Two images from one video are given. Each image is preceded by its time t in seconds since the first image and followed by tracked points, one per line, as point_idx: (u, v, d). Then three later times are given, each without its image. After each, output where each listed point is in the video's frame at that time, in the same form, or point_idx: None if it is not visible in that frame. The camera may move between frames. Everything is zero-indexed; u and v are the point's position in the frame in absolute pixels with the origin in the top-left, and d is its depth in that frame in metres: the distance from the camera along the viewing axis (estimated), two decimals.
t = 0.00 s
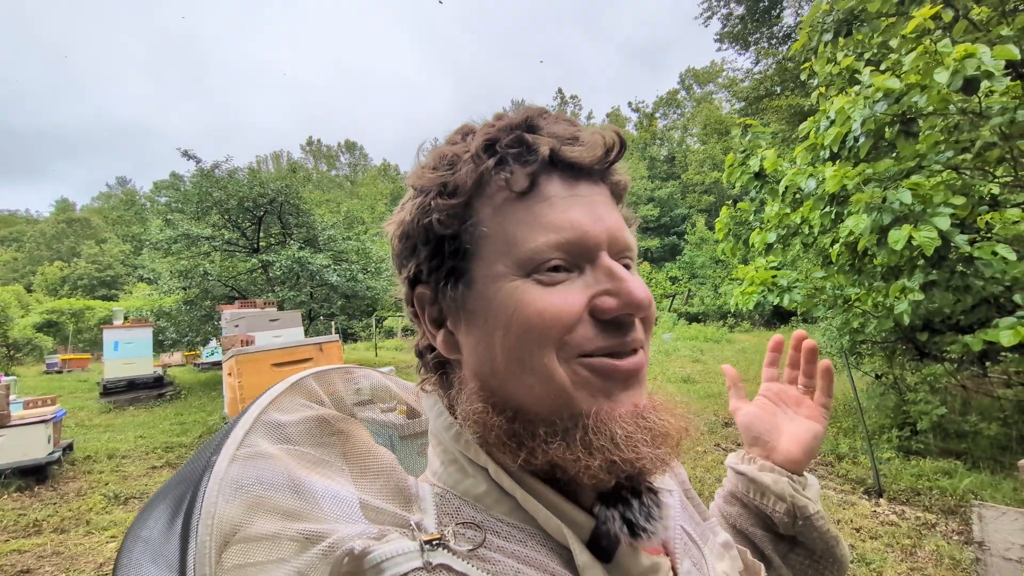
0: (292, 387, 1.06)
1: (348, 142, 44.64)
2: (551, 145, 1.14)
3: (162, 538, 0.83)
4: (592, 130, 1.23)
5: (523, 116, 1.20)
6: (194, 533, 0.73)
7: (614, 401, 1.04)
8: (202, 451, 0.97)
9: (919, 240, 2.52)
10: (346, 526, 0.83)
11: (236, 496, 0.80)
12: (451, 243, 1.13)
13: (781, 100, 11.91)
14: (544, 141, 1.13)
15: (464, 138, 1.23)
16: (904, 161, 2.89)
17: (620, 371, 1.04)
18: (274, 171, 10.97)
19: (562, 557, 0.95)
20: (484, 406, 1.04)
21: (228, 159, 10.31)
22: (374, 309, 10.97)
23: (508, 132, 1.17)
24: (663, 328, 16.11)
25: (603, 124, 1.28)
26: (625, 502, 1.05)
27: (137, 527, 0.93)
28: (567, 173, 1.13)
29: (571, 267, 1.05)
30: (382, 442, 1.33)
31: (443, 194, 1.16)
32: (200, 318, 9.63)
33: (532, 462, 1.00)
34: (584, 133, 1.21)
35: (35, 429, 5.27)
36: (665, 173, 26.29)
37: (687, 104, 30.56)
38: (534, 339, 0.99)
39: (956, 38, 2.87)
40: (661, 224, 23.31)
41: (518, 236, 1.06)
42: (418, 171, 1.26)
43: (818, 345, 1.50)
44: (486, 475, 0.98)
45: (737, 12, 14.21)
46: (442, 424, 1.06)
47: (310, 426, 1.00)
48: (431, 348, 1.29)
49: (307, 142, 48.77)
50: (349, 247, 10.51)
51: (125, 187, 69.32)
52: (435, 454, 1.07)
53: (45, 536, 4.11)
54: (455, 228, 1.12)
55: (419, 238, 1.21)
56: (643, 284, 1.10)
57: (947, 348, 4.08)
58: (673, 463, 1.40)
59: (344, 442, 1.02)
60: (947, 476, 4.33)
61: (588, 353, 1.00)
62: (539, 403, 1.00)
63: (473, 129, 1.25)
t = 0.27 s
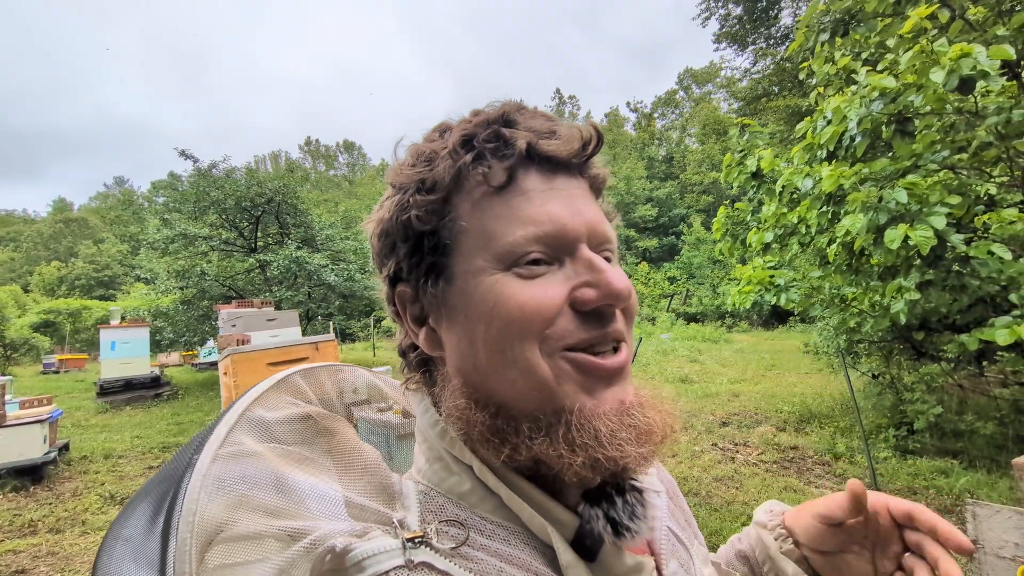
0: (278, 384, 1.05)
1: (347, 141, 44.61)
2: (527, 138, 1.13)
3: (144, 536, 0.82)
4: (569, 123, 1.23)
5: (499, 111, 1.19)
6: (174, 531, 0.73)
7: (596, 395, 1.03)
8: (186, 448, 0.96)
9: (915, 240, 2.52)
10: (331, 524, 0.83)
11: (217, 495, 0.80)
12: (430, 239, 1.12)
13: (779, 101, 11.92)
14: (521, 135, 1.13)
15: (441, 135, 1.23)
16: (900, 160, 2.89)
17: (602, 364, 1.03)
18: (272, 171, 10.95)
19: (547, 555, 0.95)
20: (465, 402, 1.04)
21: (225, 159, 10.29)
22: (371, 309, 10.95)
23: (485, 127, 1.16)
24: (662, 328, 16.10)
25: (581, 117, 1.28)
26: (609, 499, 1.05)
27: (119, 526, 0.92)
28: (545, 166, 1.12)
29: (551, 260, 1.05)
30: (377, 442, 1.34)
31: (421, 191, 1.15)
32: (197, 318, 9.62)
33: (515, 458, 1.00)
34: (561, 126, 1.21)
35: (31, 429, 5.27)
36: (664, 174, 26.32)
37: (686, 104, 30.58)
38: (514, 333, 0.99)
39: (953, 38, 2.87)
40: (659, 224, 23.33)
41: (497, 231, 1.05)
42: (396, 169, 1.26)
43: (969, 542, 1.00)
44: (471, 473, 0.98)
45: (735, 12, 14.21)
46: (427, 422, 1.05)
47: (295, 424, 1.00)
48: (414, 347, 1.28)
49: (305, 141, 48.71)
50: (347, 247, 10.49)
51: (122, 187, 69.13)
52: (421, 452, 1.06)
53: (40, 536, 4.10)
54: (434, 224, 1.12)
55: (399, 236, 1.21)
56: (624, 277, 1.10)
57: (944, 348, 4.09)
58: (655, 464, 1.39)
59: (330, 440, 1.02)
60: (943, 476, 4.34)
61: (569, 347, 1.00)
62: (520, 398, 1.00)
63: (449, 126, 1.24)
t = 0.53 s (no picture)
0: (286, 384, 1.06)
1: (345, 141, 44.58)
2: (533, 135, 1.13)
3: (154, 535, 0.83)
4: (574, 121, 1.23)
5: (504, 109, 1.20)
6: (184, 531, 0.73)
7: (603, 392, 1.03)
8: (194, 447, 0.96)
9: (914, 240, 2.53)
10: (339, 524, 0.83)
11: (226, 495, 0.81)
12: (436, 238, 1.13)
13: (778, 101, 11.93)
14: (526, 132, 1.13)
15: (447, 134, 1.23)
16: (899, 161, 2.90)
17: (610, 361, 1.04)
18: (271, 171, 10.95)
19: (556, 556, 0.95)
20: (473, 401, 1.04)
21: (224, 159, 10.28)
22: (371, 309, 10.95)
23: (490, 125, 1.17)
24: (660, 328, 16.12)
25: (585, 114, 1.28)
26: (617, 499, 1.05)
27: (129, 524, 0.93)
28: (550, 163, 1.13)
29: (558, 257, 1.05)
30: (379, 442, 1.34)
31: (427, 189, 1.16)
32: (196, 318, 9.61)
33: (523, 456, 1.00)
34: (566, 124, 1.21)
35: (30, 429, 5.26)
36: (662, 174, 26.35)
37: (685, 104, 30.59)
38: (522, 331, 0.99)
39: (952, 39, 2.88)
40: (658, 223, 23.35)
41: (504, 229, 1.06)
42: (402, 167, 1.26)
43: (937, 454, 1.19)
44: (479, 474, 0.98)
45: (734, 12, 14.21)
46: (435, 422, 1.05)
47: (303, 424, 1.00)
48: (421, 345, 1.29)
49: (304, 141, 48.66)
50: (347, 247, 10.48)
51: (121, 187, 69.00)
52: (429, 452, 1.06)
53: (40, 537, 4.09)
54: (440, 222, 1.12)
55: (405, 234, 1.21)
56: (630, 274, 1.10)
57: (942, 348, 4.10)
58: (662, 462, 1.39)
59: (337, 440, 1.02)
60: (942, 475, 4.35)
61: (576, 344, 1.00)
62: (528, 395, 1.00)
63: (454, 124, 1.25)
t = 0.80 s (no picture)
0: (289, 383, 1.07)
1: (344, 142, 44.60)
2: (528, 134, 1.13)
3: (157, 533, 0.83)
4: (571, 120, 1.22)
5: (501, 109, 1.19)
6: (187, 529, 0.74)
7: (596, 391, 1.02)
8: (197, 447, 0.97)
9: (912, 240, 2.54)
10: (341, 521, 0.84)
11: (228, 493, 0.81)
12: (434, 238, 1.13)
13: (776, 102, 11.94)
14: (521, 132, 1.12)
15: (447, 134, 1.23)
16: (896, 161, 2.91)
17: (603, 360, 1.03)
18: (269, 171, 10.94)
19: (553, 554, 0.95)
20: (468, 401, 1.04)
21: (223, 159, 10.29)
22: (370, 310, 10.94)
23: (486, 125, 1.17)
24: (660, 329, 16.13)
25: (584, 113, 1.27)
26: (616, 499, 1.04)
27: (132, 523, 0.93)
28: (545, 162, 1.12)
29: (551, 257, 1.05)
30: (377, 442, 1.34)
31: (425, 189, 1.17)
32: (195, 318, 9.61)
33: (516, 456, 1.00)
34: (564, 123, 1.20)
35: (30, 430, 5.26)
36: (661, 175, 26.40)
37: (684, 105, 30.60)
38: (513, 331, 0.99)
39: (951, 40, 2.89)
40: (657, 224, 23.37)
41: (497, 228, 1.06)
42: (404, 169, 1.27)
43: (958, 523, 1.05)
44: (479, 473, 0.98)
45: (732, 13, 14.23)
46: (436, 421, 1.06)
47: (305, 423, 1.01)
48: (423, 345, 1.30)
49: (303, 142, 48.65)
50: (346, 248, 10.48)
51: (120, 188, 68.97)
52: (429, 451, 1.07)
53: (39, 538, 4.09)
54: (437, 223, 1.13)
55: (405, 235, 1.22)
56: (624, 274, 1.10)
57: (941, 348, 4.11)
58: (662, 463, 1.38)
59: (339, 439, 1.03)
60: (940, 475, 4.36)
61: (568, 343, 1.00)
62: (521, 394, 1.00)
63: (454, 124, 1.25)
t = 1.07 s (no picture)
0: (294, 383, 1.07)
1: (343, 142, 44.60)
2: (511, 133, 1.12)
3: (165, 530, 0.84)
4: (558, 116, 1.20)
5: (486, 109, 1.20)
6: (195, 526, 0.75)
7: (580, 389, 1.01)
8: (203, 445, 0.98)
9: (911, 240, 2.55)
10: (347, 519, 0.85)
11: (236, 491, 0.82)
12: (424, 239, 1.15)
13: (775, 102, 11.96)
14: (503, 131, 1.12)
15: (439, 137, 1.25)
16: (895, 162, 2.92)
17: (586, 359, 1.02)
18: (269, 171, 10.94)
19: (555, 549, 0.96)
20: (456, 400, 1.05)
21: (222, 159, 10.29)
22: (369, 310, 10.95)
23: (474, 126, 1.17)
24: (659, 329, 16.16)
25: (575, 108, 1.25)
26: (615, 497, 1.03)
27: (140, 520, 0.94)
28: (528, 160, 1.11)
29: (534, 255, 1.05)
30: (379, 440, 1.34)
31: (418, 192, 1.19)
32: (195, 319, 9.60)
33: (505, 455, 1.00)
34: (551, 119, 1.19)
35: (29, 430, 5.26)
36: (660, 175, 26.45)
37: (682, 105, 30.63)
38: (494, 330, 0.99)
39: (949, 41, 2.90)
40: (656, 224, 23.41)
41: (479, 229, 1.06)
42: (401, 174, 1.30)
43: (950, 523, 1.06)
44: (482, 469, 0.98)
45: (731, 14, 14.26)
46: (436, 419, 1.07)
47: (311, 422, 1.02)
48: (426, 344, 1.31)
49: (302, 142, 48.63)
50: (345, 248, 10.48)
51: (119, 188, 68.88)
52: (432, 448, 1.07)
53: (38, 538, 4.09)
54: (426, 224, 1.15)
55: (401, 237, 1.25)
56: (608, 270, 1.07)
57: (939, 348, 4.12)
58: (664, 460, 1.38)
59: (344, 437, 1.04)
60: (939, 474, 4.37)
61: (548, 342, 0.99)
62: (504, 394, 1.00)
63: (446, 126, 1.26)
